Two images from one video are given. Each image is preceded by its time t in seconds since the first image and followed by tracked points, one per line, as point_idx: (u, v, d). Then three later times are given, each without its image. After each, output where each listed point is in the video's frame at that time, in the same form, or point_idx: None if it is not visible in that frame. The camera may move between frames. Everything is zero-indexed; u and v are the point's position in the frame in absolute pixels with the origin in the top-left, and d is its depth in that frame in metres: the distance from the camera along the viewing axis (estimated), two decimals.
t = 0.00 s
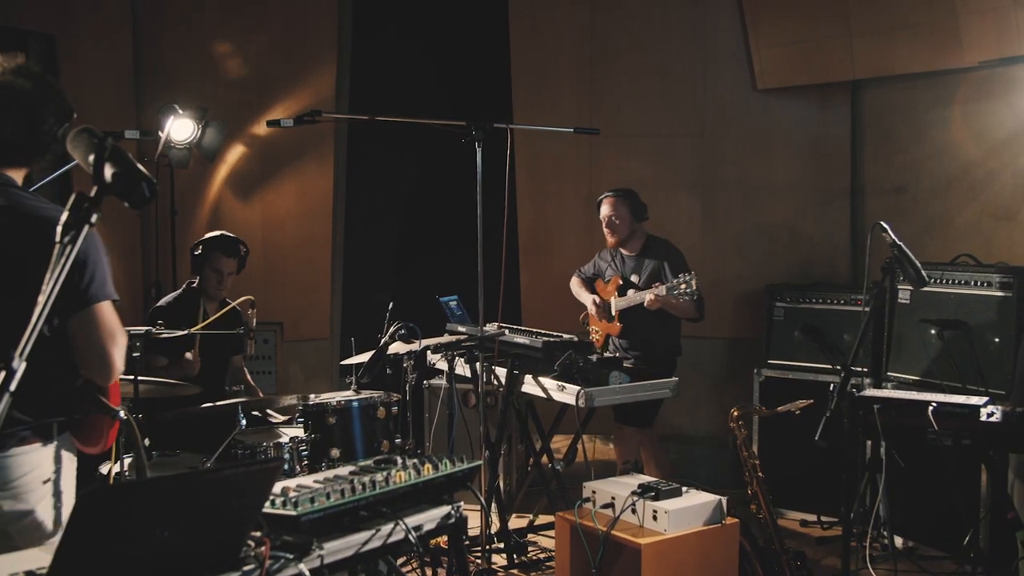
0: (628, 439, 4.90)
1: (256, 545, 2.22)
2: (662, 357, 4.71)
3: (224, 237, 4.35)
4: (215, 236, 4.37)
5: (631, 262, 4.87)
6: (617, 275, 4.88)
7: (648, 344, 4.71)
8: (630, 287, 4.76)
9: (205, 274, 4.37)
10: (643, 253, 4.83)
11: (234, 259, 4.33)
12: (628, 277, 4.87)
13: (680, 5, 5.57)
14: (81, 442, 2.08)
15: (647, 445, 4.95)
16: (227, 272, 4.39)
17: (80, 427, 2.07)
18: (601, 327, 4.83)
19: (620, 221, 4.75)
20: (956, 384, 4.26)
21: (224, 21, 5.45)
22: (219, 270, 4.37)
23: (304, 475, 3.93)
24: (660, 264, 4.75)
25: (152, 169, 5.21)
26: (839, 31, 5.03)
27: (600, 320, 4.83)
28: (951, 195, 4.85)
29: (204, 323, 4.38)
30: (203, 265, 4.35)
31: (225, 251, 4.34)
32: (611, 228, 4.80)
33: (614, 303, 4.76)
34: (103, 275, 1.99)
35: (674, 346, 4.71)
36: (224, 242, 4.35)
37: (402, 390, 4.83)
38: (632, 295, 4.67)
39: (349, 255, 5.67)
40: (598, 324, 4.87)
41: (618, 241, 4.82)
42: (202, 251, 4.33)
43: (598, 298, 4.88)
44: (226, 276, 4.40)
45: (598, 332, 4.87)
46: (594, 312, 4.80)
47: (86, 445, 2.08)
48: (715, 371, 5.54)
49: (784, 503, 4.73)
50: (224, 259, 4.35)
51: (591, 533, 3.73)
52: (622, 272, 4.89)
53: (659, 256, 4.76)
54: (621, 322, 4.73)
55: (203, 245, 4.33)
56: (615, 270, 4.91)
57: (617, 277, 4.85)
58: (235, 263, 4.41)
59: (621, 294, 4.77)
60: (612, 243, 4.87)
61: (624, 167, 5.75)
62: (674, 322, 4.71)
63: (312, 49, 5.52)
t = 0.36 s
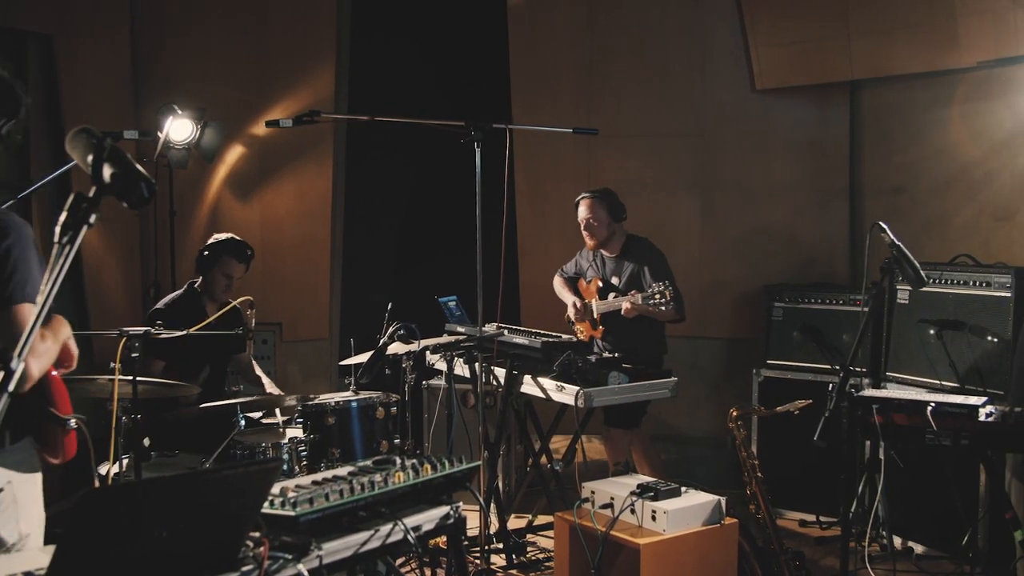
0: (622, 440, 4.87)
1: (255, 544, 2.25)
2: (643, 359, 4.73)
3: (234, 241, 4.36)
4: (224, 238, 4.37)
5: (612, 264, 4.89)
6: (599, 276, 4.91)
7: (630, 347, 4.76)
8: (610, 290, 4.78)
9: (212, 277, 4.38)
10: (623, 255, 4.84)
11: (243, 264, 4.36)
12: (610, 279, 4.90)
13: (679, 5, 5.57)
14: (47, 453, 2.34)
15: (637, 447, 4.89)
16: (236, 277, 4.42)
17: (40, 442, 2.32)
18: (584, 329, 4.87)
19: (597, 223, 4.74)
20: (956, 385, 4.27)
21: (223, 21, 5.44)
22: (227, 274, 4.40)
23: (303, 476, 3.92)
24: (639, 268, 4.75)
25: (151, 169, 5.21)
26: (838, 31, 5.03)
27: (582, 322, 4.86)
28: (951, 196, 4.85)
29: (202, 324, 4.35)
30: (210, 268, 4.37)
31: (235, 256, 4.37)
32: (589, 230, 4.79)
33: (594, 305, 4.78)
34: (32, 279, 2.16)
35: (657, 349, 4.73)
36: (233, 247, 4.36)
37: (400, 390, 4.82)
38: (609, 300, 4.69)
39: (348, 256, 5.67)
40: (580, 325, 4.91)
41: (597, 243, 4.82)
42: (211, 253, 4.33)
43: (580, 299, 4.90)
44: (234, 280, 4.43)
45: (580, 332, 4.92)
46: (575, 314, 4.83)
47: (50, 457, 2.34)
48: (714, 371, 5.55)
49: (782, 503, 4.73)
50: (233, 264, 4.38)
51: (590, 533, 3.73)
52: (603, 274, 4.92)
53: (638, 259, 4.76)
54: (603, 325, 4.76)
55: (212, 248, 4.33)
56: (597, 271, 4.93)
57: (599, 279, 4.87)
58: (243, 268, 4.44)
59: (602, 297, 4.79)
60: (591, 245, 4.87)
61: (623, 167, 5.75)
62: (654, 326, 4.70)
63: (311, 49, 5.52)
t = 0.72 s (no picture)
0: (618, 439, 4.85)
1: (249, 544, 2.32)
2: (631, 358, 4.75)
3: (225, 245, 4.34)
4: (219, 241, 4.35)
5: (595, 266, 4.89)
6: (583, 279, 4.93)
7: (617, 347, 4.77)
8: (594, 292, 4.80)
9: (202, 280, 4.38)
10: (605, 258, 4.82)
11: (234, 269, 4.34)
12: (594, 281, 4.91)
13: (672, 5, 5.57)
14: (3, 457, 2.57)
15: (630, 443, 4.90)
16: (227, 280, 4.41)
17: None
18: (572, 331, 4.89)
19: (577, 228, 4.73)
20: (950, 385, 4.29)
21: (216, 21, 5.43)
22: (218, 278, 4.39)
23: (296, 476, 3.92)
24: (622, 269, 4.75)
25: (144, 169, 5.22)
26: (831, 31, 5.04)
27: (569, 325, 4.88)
28: (943, 196, 4.87)
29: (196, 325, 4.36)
30: (202, 270, 4.36)
31: (227, 260, 4.35)
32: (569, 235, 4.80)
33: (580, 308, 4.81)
34: None
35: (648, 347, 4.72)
36: (224, 251, 4.33)
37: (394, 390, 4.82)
38: (593, 302, 4.72)
39: (342, 256, 5.66)
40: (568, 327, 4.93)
41: (578, 247, 4.83)
42: (203, 257, 4.31)
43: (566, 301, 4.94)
44: (224, 284, 4.42)
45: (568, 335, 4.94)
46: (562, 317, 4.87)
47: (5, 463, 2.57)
48: (708, 371, 5.56)
49: (776, 502, 4.73)
50: (224, 267, 4.36)
51: (584, 533, 3.74)
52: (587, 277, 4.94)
53: (620, 262, 4.76)
54: (589, 327, 4.78)
55: (204, 251, 4.31)
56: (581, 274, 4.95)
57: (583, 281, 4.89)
58: (234, 272, 4.43)
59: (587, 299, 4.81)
60: (573, 249, 4.88)
61: (616, 167, 5.75)
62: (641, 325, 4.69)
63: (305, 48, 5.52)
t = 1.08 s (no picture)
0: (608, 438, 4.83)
1: (239, 544, 2.34)
2: (626, 356, 4.72)
3: (214, 244, 4.36)
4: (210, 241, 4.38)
5: (592, 265, 4.89)
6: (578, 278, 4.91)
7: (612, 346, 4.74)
8: (589, 291, 4.78)
9: (192, 279, 4.37)
10: (601, 256, 4.83)
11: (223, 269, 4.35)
12: (589, 280, 4.90)
13: (662, 5, 5.58)
14: None
15: (622, 443, 4.90)
16: (216, 279, 4.41)
17: None
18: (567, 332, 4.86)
19: (573, 225, 4.73)
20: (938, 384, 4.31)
21: (205, 20, 5.42)
22: (207, 277, 4.38)
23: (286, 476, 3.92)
24: (618, 266, 4.75)
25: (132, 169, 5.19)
26: (820, 31, 5.05)
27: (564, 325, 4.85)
28: (932, 195, 4.89)
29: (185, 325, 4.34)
30: (190, 270, 4.35)
31: (215, 259, 4.35)
32: (566, 233, 4.80)
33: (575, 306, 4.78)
34: None
35: (640, 346, 4.73)
36: (213, 249, 4.35)
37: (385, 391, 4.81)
38: (589, 299, 4.69)
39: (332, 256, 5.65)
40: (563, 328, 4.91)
41: (574, 246, 4.83)
42: (192, 256, 4.32)
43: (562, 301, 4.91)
44: (214, 283, 4.42)
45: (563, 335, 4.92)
46: (558, 316, 4.83)
47: None
48: (697, 370, 5.56)
49: (766, 501, 4.74)
50: (214, 266, 4.37)
51: (575, 532, 3.74)
52: (582, 275, 4.92)
53: (618, 260, 4.75)
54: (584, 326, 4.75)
55: (193, 249, 4.32)
56: (577, 273, 4.93)
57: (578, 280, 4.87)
58: (223, 271, 4.44)
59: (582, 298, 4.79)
60: (569, 247, 4.87)
61: (607, 167, 5.75)
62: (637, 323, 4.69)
63: (294, 48, 5.50)
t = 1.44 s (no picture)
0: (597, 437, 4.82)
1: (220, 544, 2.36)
2: (624, 353, 4.70)
3: (194, 245, 4.33)
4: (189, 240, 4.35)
5: (593, 261, 4.88)
6: (579, 275, 4.90)
7: (611, 341, 4.72)
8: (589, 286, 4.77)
9: (171, 280, 4.34)
10: (603, 253, 4.84)
11: (203, 269, 4.33)
12: (590, 276, 4.88)
13: (645, 6, 5.59)
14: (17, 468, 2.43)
15: (614, 442, 4.88)
16: (196, 280, 4.39)
17: None
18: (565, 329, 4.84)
19: (578, 218, 4.74)
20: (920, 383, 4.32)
21: (186, 20, 5.40)
22: (187, 278, 4.37)
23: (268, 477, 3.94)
24: (621, 260, 4.76)
25: (114, 169, 5.17)
26: (802, 31, 5.07)
27: (563, 322, 4.83)
28: (914, 194, 4.90)
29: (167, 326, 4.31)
30: (170, 270, 4.33)
31: (194, 260, 4.33)
32: (571, 228, 4.81)
33: (575, 302, 4.76)
34: None
35: (636, 343, 4.74)
36: (193, 250, 4.32)
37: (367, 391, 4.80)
38: (592, 291, 4.68)
39: (314, 255, 5.64)
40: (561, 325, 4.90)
41: (578, 240, 4.83)
42: (171, 256, 4.30)
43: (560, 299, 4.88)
44: (193, 284, 4.40)
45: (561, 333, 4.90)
46: (557, 313, 4.80)
47: None
48: (680, 369, 5.58)
49: (748, 500, 4.76)
50: (193, 267, 4.35)
51: (558, 531, 3.74)
52: (582, 271, 4.90)
53: (619, 255, 4.76)
54: (584, 321, 4.73)
55: (173, 250, 4.30)
56: (576, 270, 4.93)
57: (579, 276, 4.87)
58: (203, 272, 4.41)
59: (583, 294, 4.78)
60: (572, 241, 4.88)
61: (591, 166, 5.76)
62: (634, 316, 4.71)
63: (276, 47, 5.48)
